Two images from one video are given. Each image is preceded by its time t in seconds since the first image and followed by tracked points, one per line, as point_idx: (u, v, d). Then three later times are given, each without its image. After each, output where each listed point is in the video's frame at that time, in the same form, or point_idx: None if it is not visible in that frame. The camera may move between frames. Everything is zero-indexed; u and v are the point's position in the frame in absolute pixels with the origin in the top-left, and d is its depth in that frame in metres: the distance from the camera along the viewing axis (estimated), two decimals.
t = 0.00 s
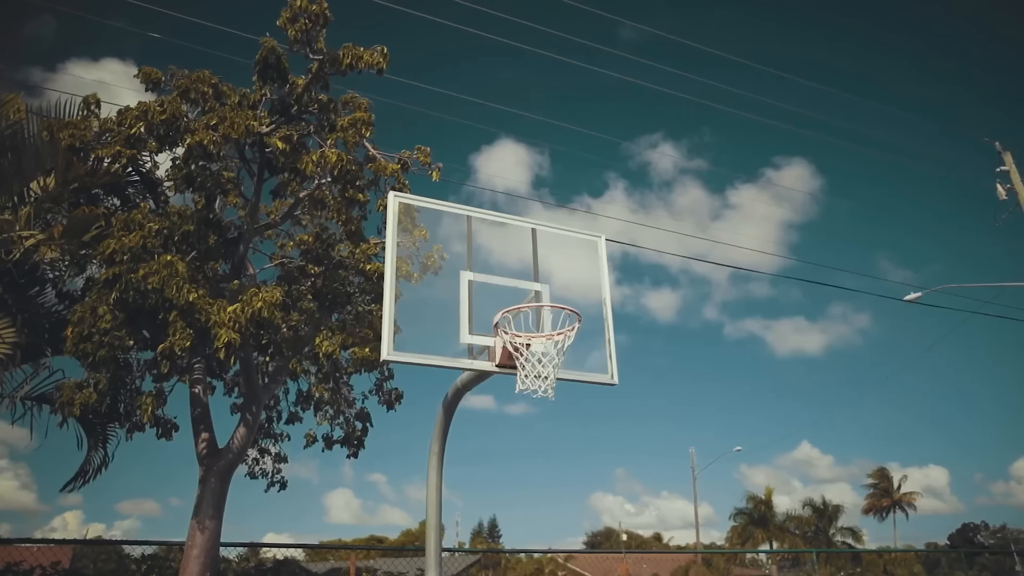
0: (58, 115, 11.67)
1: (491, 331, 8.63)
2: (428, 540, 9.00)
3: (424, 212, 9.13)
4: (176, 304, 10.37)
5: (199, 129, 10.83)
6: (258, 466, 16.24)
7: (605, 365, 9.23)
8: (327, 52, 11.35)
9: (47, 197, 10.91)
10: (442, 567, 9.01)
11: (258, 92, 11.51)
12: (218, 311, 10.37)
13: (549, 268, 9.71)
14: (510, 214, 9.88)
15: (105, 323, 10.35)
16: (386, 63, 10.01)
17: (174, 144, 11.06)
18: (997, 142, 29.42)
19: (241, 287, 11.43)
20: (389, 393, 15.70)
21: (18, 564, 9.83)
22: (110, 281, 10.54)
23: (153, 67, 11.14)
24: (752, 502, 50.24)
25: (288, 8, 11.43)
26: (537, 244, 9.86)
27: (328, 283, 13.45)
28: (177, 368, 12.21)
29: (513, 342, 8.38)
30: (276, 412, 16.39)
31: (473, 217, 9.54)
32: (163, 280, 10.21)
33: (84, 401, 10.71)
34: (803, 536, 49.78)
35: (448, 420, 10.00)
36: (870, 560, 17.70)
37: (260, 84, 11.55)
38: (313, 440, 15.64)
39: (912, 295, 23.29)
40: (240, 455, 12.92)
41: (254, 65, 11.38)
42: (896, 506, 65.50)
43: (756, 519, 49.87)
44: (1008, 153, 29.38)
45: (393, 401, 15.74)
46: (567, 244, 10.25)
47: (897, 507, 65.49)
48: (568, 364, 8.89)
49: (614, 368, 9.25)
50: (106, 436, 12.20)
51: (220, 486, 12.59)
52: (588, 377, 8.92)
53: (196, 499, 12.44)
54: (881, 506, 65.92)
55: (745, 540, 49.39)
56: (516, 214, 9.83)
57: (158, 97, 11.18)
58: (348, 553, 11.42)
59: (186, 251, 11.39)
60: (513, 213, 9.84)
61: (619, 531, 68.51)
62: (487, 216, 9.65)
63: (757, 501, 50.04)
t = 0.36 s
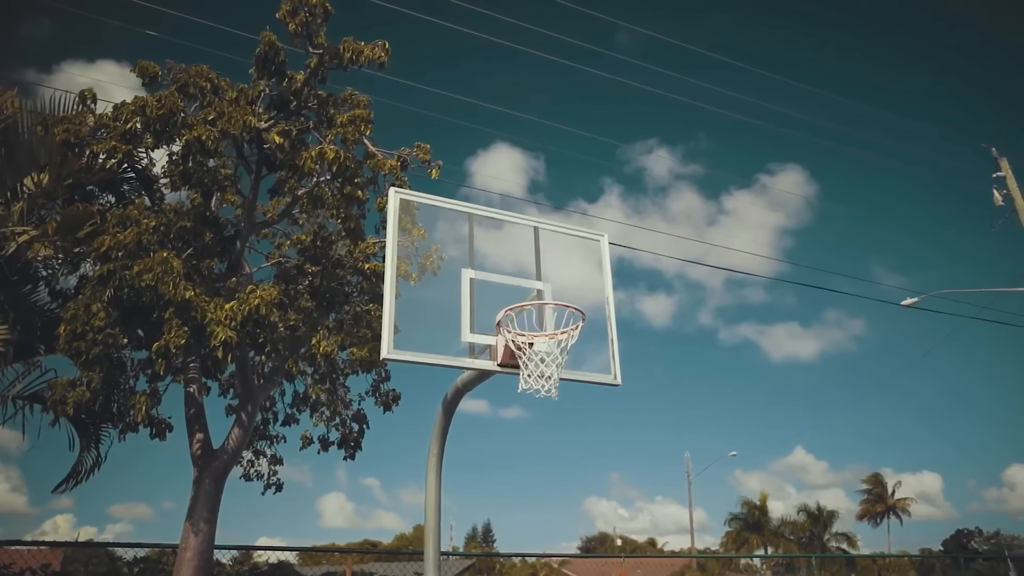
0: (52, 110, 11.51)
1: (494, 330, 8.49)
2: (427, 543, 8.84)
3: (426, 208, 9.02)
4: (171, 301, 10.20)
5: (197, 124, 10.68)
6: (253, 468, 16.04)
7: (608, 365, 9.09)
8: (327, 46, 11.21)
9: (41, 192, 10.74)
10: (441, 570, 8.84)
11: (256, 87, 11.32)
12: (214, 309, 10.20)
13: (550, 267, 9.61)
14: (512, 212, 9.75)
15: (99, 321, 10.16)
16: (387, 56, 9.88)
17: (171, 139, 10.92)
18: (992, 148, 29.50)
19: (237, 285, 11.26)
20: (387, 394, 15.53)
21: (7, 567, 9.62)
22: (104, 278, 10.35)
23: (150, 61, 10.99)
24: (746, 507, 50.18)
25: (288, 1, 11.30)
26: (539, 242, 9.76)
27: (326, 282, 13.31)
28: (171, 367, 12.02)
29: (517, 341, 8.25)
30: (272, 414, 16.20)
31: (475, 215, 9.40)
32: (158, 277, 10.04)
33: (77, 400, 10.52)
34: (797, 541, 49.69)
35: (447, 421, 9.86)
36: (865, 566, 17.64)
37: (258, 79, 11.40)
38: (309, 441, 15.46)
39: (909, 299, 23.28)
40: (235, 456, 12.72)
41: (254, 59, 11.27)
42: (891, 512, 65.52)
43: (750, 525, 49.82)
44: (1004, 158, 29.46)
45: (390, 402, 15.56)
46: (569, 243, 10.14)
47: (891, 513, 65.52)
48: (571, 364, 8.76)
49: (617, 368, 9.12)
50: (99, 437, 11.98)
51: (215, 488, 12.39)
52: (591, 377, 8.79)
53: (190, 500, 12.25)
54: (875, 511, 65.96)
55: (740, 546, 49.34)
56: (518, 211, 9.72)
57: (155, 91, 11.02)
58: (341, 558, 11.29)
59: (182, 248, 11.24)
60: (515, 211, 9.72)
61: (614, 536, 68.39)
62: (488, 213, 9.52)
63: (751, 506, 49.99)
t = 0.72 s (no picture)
0: (45, 104, 11.33)
1: (496, 327, 8.39)
2: (424, 546, 8.66)
3: (426, 205, 8.89)
4: (166, 299, 10.02)
5: (193, 119, 10.51)
6: (246, 470, 15.82)
7: (610, 365, 8.97)
8: (327, 40, 11.08)
9: (32, 188, 10.62)
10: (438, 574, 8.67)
11: (253, 83, 11.11)
12: (209, 306, 10.01)
13: (551, 265, 9.52)
14: (513, 209, 9.63)
15: (90, 319, 9.96)
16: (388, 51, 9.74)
17: (167, 134, 10.76)
18: (986, 154, 29.60)
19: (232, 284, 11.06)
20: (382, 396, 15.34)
21: None
22: (96, 275, 10.15)
23: (146, 54, 10.82)
24: (738, 512, 50.13)
25: None
26: (540, 240, 9.66)
27: (322, 282, 13.13)
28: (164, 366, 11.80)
29: (518, 340, 8.11)
30: (266, 416, 16.00)
31: (476, 212, 9.28)
32: (151, 274, 9.84)
33: (68, 399, 10.30)
34: (790, 547, 49.62)
35: (445, 422, 9.70)
36: (857, 572, 17.60)
37: (254, 74, 11.21)
38: (303, 443, 15.26)
39: (903, 304, 23.24)
40: (228, 458, 12.51)
41: (252, 53, 11.10)
42: (883, 517, 65.62)
43: (743, 530, 49.74)
44: (998, 164, 29.60)
45: (386, 404, 15.39)
46: (570, 242, 10.04)
47: (883, 519, 65.61)
48: (573, 364, 8.62)
49: (619, 368, 8.99)
50: (89, 438, 11.74)
51: (208, 489, 12.18)
52: (593, 377, 8.65)
53: (182, 502, 12.03)
54: (867, 517, 66.05)
55: (732, 551, 49.26)
56: (519, 209, 9.60)
57: (150, 85, 10.83)
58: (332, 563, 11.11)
59: (176, 245, 11.09)
60: (516, 208, 9.61)
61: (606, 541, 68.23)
62: (489, 210, 9.40)
63: (744, 511, 49.93)
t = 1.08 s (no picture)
0: (37, 100, 11.18)
1: (496, 327, 8.26)
2: (422, 550, 8.51)
3: (426, 202, 8.77)
4: (159, 297, 9.85)
5: (188, 115, 10.38)
6: (238, 474, 15.60)
7: (612, 366, 8.86)
8: (325, 36, 10.94)
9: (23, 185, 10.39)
10: None
11: (249, 80, 11.04)
12: (204, 305, 9.84)
13: (552, 265, 9.45)
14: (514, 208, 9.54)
15: (82, 317, 9.82)
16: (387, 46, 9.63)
17: (161, 131, 10.62)
18: (978, 160, 29.73)
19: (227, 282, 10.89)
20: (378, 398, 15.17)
21: None
22: (87, 272, 9.99)
23: (141, 49, 10.67)
24: (731, 517, 50.05)
25: None
26: (540, 240, 9.59)
27: (318, 282, 13.00)
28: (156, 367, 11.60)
29: (519, 340, 8.00)
30: (259, 418, 15.80)
31: (477, 210, 9.15)
32: (146, 273, 9.69)
33: (58, 399, 10.11)
34: (782, 552, 49.55)
35: (443, 424, 9.57)
36: None
37: (251, 71, 11.09)
38: (296, 446, 15.07)
39: (897, 310, 23.22)
40: (221, 460, 12.30)
41: (250, 51, 10.82)
42: (875, 522, 65.71)
43: (736, 535, 49.66)
44: (991, 170, 29.67)
45: (381, 406, 15.23)
46: (571, 241, 9.96)
47: (875, 524, 65.70)
48: (575, 365, 8.51)
49: (620, 369, 8.89)
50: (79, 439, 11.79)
51: (200, 492, 11.98)
52: (594, 378, 8.53)
53: (175, 505, 11.82)
54: (859, 522, 66.13)
55: (725, 556, 49.14)
56: (520, 208, 9.51)
57: (145, 80, 10.69)
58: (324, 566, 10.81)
59: (170, 244, 10.93)
60: (516, 207, 9.52)
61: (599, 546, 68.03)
62: (490, 208, 9.27)
63: (736, 516, 49.85)
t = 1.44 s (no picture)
0: (28, 95, 10.96)
1: (496, 327, 8.11)
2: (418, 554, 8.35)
3: (427, 200, 8.62)
4: (152, 295, 9.67)
5: (183, 109, 10.24)
6: (230, 477, 15.36)
7: (613, 368, 8.72)
8: (323, 31, 10.80)
9: (11, 182, 10.49)
10: None
11: (245, 77, 10.94)
12: (198, 303, 9.67)
13: (553, 265, 9.33)
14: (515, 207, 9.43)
15: (72, 316, 9.62)
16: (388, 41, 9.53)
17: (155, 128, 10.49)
18: (970, 166, 29.86)
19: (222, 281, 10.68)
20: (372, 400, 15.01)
21: None
22: (78, 270, 9.80)
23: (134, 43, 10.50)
24: (723, 523, 49.96)
25: None
26: (541, 239, 9.47)
27: (313, 283, 12.87)
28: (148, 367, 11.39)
29: (521, 340, 7.89)
30: (252, 421, 15.58)
31: (477, 207, 9.01)
32: (139, 270, 9.50)
33: (47, 399, 9.92)
34: (774, 557, 49.48)
35: (440, 426, 9.42)
36: None
37: (248, 68, 10.94)
38: (289, 449, 14.87)
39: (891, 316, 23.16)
40: (214, 463, 12.09)
41: (247, 46, 10.77)
42: (865, 528, 65.80)
43: (728, 540, 49.56)
44: (983, 177, 29.78)
45: (376, 409, 15.05)
46: (572, 241, 9.84)
47: (866, 529, 65.78)
48: (576, 366, 8.39)
49: (622, 371, 8.75)
50: (68, 441, 11.74)
51: (192, 495, 11.77)
52: (595, 379, 8.40)
53: (166, 508, 11.61)
54: (850, 528, 66.22)
55: (717, 562, 49.02)
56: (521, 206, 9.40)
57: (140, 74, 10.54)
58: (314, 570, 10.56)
59: (163, 242, 10.75)
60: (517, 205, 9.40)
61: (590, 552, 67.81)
62: (491, 206, 9.12)
63: (728, 522, 49.75)
